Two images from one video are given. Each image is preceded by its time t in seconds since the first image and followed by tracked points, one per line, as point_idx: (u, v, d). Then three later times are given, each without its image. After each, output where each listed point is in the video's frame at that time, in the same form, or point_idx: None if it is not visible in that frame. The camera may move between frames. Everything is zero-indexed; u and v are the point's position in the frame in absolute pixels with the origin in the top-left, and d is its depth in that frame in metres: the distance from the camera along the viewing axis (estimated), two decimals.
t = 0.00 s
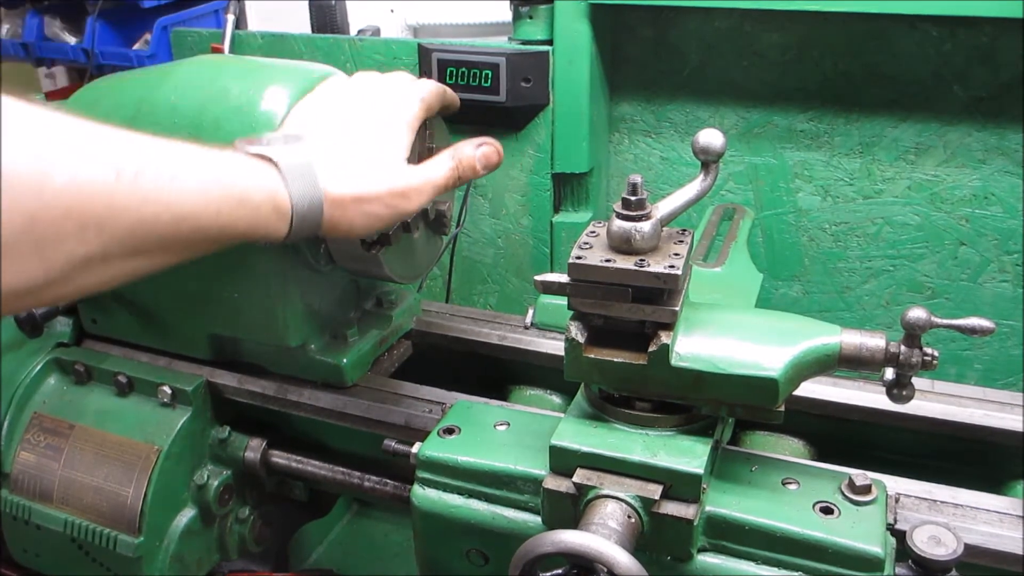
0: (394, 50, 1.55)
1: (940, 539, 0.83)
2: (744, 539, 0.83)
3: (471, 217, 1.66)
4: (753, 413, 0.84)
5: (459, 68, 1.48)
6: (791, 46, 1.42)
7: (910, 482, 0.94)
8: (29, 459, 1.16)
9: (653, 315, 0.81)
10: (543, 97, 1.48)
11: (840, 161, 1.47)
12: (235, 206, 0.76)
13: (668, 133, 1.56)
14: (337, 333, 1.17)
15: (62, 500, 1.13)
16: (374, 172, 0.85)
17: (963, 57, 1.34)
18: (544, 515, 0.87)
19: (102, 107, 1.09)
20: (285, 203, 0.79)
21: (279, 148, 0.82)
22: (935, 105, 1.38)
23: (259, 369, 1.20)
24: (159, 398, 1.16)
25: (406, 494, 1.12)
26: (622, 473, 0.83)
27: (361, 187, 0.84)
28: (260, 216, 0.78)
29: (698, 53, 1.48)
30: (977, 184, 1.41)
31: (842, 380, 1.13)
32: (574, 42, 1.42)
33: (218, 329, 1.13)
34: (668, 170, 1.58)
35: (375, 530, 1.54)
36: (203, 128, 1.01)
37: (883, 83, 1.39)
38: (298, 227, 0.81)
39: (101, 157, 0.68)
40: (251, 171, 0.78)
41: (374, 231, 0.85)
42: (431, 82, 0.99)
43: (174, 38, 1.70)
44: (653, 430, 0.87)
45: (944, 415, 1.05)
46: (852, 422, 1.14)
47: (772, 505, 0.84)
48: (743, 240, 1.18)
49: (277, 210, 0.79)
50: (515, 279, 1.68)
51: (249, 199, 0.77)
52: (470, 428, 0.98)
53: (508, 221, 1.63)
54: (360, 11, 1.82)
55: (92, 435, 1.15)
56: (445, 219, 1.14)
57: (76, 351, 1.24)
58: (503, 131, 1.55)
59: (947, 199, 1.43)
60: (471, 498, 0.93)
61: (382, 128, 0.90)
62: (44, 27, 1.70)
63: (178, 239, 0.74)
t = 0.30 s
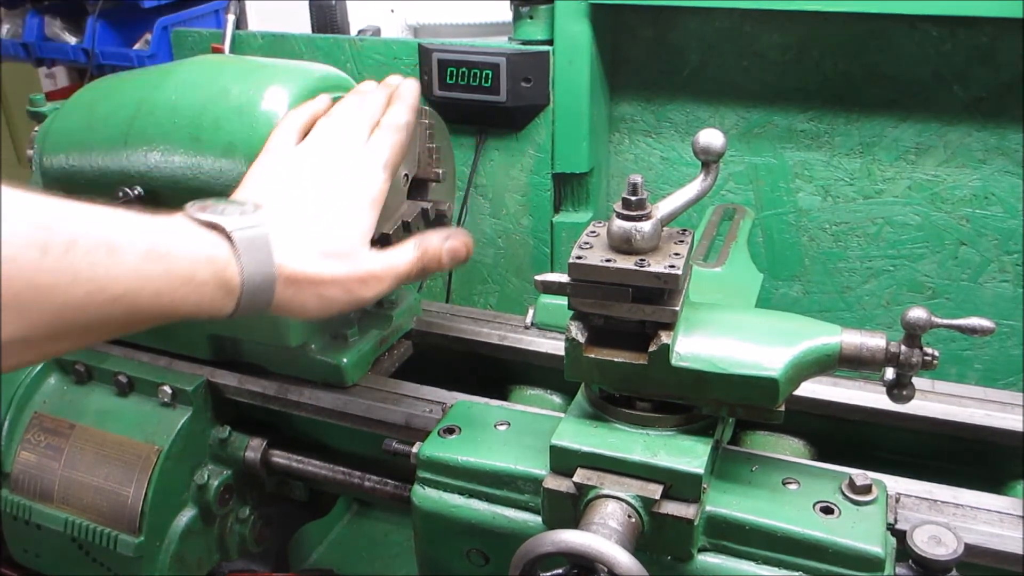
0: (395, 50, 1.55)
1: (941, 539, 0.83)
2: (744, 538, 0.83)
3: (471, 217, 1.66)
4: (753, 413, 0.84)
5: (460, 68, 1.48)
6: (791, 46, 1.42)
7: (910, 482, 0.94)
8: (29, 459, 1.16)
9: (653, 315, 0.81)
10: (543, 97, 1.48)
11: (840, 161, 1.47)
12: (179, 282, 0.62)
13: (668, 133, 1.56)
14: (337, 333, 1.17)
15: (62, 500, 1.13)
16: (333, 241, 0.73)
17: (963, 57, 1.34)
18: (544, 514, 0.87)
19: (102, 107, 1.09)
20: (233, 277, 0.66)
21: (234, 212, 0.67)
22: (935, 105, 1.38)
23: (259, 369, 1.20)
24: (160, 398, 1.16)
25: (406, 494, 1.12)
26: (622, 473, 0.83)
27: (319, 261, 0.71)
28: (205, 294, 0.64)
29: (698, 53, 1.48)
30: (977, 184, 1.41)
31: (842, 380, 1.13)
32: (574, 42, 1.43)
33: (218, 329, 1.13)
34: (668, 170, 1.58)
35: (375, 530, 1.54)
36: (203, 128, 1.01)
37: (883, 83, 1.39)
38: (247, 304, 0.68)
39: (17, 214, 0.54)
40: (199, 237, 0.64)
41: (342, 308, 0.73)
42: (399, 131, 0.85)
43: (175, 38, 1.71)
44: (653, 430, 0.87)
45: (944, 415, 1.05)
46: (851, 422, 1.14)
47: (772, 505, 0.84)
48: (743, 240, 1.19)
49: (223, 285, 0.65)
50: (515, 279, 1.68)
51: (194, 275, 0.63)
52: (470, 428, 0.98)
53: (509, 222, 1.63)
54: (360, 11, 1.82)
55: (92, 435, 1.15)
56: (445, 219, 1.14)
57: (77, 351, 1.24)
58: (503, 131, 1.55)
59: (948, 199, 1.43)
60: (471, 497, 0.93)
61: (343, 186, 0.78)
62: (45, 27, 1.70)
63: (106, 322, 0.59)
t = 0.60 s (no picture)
0: (395, 49, 1.55)
1: (941, 539, 0.83)
2: (744, 538, 0.83)
3: (471, 217, 1.66)
4: (753, 413, 0.84)
5: (460, 68, 1.48)
6: (791, 46, 1.42)
7: (910, 482, 0.94)
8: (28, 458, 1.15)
9: (653, 315, 0.81)
10: (543, 97, 1.48)
11: (841, 161, 1.47)
12: None
13: (668, 132, 1.56)
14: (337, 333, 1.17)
15: (62, 500, 1.13)
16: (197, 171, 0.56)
17: (963, 57, 1.34)
18: (544, 514, 0.87)
19: (102, 107, 1.09)
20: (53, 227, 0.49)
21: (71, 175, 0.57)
22: (935, 105, 1.38)
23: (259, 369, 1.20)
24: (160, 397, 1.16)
25: (406, 494, 1.12)
26: (622, 472, 0.83)
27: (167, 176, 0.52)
28: None
29: (699, 53, 1.48)
30: (978, 184, 1.41)
31: (843, 380, 1.13)
32: (575, 42, 1.43)
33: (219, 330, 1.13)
34: (668, 169, 1.58)
35: (375, 530, 1.54)
36: (204, 128, 1.01)
37: (883, 83, 1.40)
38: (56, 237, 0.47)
39: None
40: None
41: (158, 405, 0.42)
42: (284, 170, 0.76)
43: (175, 38, 1.71)
44: (653, 430, 0.87)
45: (944, 415, 1.05)
46: (851, 422, 1.14)
47: (773, 505, 0.84)
48: (743, 240, 1.19)
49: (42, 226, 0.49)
50: (515, 279, 1.68)
51: None
52: (470, 428, 0.98)
53: (509, 222, 1.63)
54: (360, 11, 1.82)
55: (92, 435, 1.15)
56: (445, 219, 1.14)
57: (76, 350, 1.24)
58: (504, 131, 1.55)
59: (948, 199, 1.43)
60: (471, 497, 0.93)
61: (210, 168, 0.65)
62: (45, 27, 1.70)
63: None
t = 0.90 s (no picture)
0: (395, 49, 1.55)
1: (941, 539, 0.83)
2: (744, 538, 0.83)
3: (471, 217, 1.66)
4: (753, 412, 0.84)
5: (460, 68, 1.48)
6: (791, 46, 1.42)
7: (910, 482, 0.95)
8: (29, 458, 1.17)
9: (653, 315, 0.81)
10: (543, 97, 1.48)
11: (840, 161, 1.47)
12: None
13: (668, 132, 1.56)
14: (337, 333, 1.17)
15: (62, 500, 1.13)
16: None
17: (963, 57, 1.34)
18: (544, 514, 0.87)
19: (102, 107, 1.09)
20: None
21: None
22: (935, 105, 1.38)
23: (259, 369, 1.20)
24: (160, 397, 1.16)
25: (406, 494, 1.12)
26: (622, 472, 0.83)
27: None
28: None
29: (699, 53, 1.48)
30: (978, 184, 1.41)
31: (843, 380, 1.13)
32: (575, 42, 1.43)
33: (218, 330, 1.13)
34: (668, 170, 1.58)
35: (375, 530, 1.54)
36: (204, 128, 1.01)
37: (883, 83, 1.40)
38: None
39: None
40: None
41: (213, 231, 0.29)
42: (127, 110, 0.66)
43: (174, 38, 1.71)
44: (653, 430, 0.87)
45: (944, 415, 1.05)
46: (852, 422, 1.14)
47: (773, 505, 0.84)
48: (743, 240, 1.19)
49: None
50: (515, 279, 1.68)
51: None
52: (471, 428, 0.97)
53: (509, 222, 1.63)
54: (360, 11, 1.82)
55: (92, 435, 1.15)
56: (445, 219, 1.14)
57: (76, 350, 1.24)
58: (503, 131, 1.55)
59: (948, 199, 1.43)
60: (471, 497, 0.93)
61: None
62: (45, 26, 1.70)
63: None
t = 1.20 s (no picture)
0: (395, 49, 1.55)
1: (941, 539, 0.83)
2: (745, 538, 0.83)
3: (471, 217, 1.66)
4: (753, 413, 0.84)
5: (460, 68, 1.48)
6: (791, 46, 1.42)
7: (910, 482, 0.95)
8: (29, 459, 1.17)
9: (653, 315, 0.81)
10: (543, 97, 1.48)
11: (840, 161, 1.47)
12: None
13: (668, 132, 1.56)
14: (337, 333, 1.17)
15: (62, 500, 1.13)
16: None
17: (963, 57, 1.34)
18: (544, 514, 0.87)
19: (102, 107, 1.09)
20: None
21: None
22: (935, 106, 1.38)
23: (258, 369, 1.20)
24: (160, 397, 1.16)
25: (406, 494, 1.12)
26: (622, 472, 0.83)
27: None
28: None
29: (699, 53, 1.48)
30: (978, 184, 1.41)
31: (843, 380, 1.13)
32: (575, 42, 1.43)
33: (218, 329, 1.13)
34: (668, 170, 1.58)
35: (375, 530, 1.54)
36: (204, 128, 1.01)
37: (883, 83, 1.40)
38: None
39: None
40: None
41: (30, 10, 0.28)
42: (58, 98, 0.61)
43: (175, 38, 1.71)
44: (653, 430, 0.87)
45: (944, 415, 1.05)
46: (851, 422, 1.14)
47: (773, 505, 0.84)
48: (743, 240, 1.19)
49: None
50: (515, 279, 1.68)
51: None
52: (471, 428, 0.97)
53: (509, 222, 1.63)
54: (359, 11, 1.82)
55: (92, 435, 1.15)
56: (445, 219, 1.14)
57: (77, 350, 1.24)
58: (503, 130, 1.55)
59: (948, 199, 1.43)
60: (471, 497, 0.93)
61: None
62: (45, 27, 1.70)
63: None
